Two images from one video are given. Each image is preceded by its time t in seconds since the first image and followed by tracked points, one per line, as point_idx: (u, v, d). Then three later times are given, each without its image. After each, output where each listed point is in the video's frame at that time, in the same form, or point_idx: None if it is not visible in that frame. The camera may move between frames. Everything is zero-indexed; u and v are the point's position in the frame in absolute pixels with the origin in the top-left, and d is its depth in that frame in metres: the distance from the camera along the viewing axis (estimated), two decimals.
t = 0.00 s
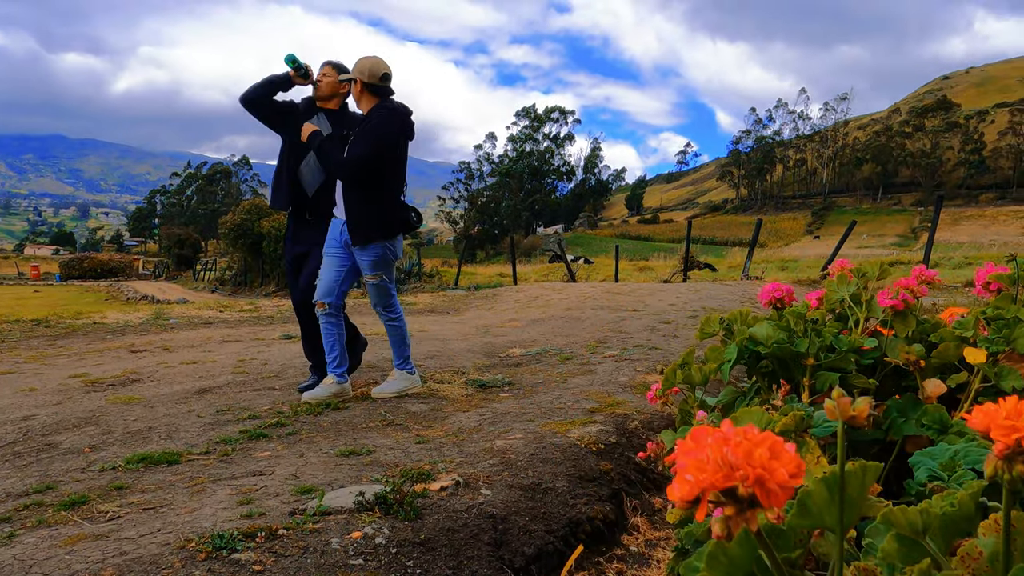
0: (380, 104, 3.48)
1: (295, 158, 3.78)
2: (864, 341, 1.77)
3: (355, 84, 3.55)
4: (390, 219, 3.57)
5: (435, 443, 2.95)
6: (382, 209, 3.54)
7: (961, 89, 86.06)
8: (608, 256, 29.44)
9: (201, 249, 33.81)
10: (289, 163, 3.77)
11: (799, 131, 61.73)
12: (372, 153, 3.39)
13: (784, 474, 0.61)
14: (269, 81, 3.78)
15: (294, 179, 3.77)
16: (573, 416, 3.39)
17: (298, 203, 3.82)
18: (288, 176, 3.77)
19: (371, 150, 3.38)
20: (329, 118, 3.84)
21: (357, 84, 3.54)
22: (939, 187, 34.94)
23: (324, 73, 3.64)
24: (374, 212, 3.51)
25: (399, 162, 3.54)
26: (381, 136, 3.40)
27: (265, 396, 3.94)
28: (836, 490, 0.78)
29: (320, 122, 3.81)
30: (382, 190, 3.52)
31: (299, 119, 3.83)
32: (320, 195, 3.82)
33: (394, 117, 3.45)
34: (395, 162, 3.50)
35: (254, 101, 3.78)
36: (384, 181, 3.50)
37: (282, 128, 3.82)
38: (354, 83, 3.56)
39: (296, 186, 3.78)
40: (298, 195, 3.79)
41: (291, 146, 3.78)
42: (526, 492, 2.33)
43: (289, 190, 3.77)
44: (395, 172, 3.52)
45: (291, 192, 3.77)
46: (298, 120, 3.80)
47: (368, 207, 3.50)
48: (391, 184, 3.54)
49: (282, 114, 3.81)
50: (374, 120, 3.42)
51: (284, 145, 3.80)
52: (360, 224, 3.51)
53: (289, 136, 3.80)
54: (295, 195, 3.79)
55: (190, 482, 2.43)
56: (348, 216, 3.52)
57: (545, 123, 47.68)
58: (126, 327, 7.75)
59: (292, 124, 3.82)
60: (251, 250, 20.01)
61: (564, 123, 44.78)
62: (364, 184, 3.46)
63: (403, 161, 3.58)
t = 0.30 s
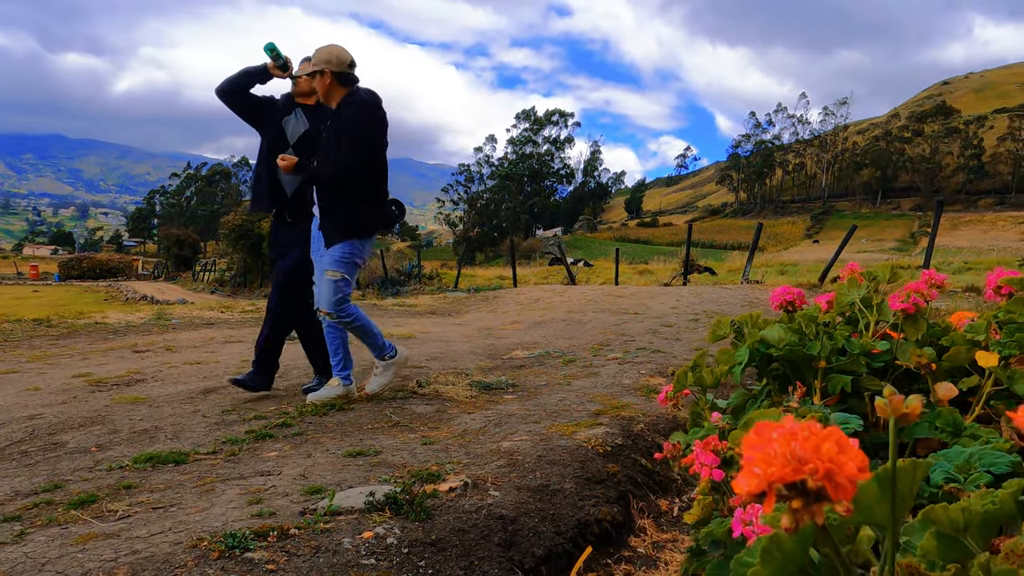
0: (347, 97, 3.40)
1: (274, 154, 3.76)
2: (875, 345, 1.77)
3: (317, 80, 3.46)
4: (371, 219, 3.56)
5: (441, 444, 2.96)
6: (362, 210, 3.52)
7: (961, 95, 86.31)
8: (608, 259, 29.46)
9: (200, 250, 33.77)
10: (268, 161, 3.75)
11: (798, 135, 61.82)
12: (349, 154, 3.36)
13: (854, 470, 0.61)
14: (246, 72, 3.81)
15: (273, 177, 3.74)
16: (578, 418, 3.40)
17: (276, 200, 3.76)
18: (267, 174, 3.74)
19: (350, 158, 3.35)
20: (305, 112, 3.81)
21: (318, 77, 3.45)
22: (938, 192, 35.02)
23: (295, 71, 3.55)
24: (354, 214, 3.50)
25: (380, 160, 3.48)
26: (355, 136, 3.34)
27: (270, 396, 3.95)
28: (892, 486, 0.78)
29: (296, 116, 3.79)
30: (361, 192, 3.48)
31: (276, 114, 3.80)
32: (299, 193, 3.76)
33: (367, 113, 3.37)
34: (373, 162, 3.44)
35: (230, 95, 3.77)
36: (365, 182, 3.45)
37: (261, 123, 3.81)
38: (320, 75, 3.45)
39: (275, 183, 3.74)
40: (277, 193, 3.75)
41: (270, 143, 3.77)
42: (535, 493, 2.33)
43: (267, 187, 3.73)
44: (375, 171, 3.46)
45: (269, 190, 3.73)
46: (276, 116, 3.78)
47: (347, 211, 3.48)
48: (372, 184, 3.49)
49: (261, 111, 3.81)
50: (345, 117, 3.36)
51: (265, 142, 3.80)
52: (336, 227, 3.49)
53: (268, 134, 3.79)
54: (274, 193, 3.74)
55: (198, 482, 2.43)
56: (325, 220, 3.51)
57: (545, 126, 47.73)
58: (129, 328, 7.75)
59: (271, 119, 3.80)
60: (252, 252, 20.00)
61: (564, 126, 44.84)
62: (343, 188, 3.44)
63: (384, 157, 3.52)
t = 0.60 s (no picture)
0: (320, 97, 3.24)
1: (243, 156, 3.51)
2: (891, 347, 1.76)
3: (290, 81, 3.19)
4: (362, 220, 3.39)
5: (451, 445, 2.96)
6: (353, 211, 3.35)
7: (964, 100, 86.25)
8: (611, 263, 29.47)
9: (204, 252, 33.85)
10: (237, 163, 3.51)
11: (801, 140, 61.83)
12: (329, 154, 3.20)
13: (927, 458, 0.62)
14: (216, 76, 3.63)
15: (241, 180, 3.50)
16: (587, 420, 3.40)
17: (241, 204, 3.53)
18: (234, 176, 3.53)
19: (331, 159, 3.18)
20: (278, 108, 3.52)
21: (292, 78, 3.19)
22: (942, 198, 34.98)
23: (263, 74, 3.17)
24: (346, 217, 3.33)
25: (364, 157, 3.31)
26: (332, 135, 3.18)
27: (279, 396, 3.95)
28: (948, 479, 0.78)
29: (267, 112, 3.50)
30: (351, 193, 3.29)
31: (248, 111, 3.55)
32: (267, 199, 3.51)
33: (342, 111, 3.22)
34: (355, 162, 3.26)
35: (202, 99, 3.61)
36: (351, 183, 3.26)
37: (232, 122, 3.59)
38: (301, 75, 3.19)
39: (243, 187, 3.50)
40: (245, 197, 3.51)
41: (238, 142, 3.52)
42: (547, 495, 2.34)
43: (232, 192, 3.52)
44: (361, 169, 3.28)
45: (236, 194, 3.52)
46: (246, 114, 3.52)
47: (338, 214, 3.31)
48: (360, 183, 3.30)
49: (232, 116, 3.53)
50: (320, 118, 3.21)
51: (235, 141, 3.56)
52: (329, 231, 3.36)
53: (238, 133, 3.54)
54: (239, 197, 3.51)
55: (210, 481, 2.44)
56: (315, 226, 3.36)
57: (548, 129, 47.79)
58: (135, 328, 7.77)
59: (242, 118, 3.55)
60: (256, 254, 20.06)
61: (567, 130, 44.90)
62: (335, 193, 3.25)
63: (369, 154, 3.35)
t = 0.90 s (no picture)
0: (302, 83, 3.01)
1: (219, 155, 3.51)
2: (910, 352, 1.76)
3: (271, 63, 2.98)
4: (342, 220, 3.15)
5: (463, 449, 2.96)
6: (332, 210, 3.11)
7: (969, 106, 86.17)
8: (615, 267, 29.46)
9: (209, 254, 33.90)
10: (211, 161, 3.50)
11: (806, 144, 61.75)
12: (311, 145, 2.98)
13: (1014, 463, 0.62)
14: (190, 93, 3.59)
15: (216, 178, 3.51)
16: (598, 424, 3.41)
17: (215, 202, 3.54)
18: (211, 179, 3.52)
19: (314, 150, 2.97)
20: (255, 103, 3.51)
21: (273, 60, 2.98)
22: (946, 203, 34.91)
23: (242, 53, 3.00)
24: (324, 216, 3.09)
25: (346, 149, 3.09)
26: (315, 124, 2.96)
27: (289, 398, 3.95)
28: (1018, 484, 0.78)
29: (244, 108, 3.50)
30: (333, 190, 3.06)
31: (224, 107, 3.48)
32: (245, 197, 3.55)
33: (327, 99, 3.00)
34: (338, 155, 3.04)
35: (179, 99, 3.54)
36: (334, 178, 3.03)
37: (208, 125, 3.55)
38: (283, 57, 3.00)
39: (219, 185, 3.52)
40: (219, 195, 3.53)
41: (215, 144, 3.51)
42: (562, 498, 2.34)
43: (206, 192, 3.52)
44: (342, 162, 3.06)
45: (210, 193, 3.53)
46: (222, 110, 3.50)
47: (315, 211, 3.07)
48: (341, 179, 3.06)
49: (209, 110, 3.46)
50: (302, 105, 2.98)
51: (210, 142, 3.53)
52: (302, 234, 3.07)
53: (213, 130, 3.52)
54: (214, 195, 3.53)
55: (225, 483, 2.44)
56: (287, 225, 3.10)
57: (552, 133, 47.83)
58: (143, 330, 7.80)
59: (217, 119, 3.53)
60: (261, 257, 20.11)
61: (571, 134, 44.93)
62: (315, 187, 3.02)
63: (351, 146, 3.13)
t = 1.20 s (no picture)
0: (278, 73, 2.76)
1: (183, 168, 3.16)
2: (927, 363, 1.74)
3: (245, 48, 2.73)
4: (316, 221, 2.87)
5: (475, 455, 2.97)
6: (304, 208, 2.83)
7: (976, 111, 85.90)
8: (620, 271, 29.43)
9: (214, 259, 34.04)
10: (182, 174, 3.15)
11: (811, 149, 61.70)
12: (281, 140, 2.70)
13: None
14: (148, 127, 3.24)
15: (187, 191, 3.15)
16: (608, 431, 3.41)
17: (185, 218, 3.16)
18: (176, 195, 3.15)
19: (284, 145, 2.69)
20: (221, 111, 3.19)
21: (250, 44, 2.73)
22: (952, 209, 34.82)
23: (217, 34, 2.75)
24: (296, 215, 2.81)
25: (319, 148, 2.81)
26: (290, 115, 2.68)
27: (300, 404, 3.96)
28: None
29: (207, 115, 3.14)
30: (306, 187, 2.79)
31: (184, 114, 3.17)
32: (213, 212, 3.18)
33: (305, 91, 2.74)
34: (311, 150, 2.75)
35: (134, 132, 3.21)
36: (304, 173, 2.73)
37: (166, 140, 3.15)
38: (260, 43, 2.75)
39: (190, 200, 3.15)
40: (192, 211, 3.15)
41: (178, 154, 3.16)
42: (575, 507, 2.34)
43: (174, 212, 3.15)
44: (314, 162, 2.78)
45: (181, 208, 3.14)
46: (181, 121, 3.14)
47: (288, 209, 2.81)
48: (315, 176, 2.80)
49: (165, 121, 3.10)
50: (277, 96, 2.72)
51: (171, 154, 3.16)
52: (281, 239, 2.84)
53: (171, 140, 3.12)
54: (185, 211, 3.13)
55: (239, 489, 2.45)
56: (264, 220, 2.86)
57: (558, 137, 47.89)
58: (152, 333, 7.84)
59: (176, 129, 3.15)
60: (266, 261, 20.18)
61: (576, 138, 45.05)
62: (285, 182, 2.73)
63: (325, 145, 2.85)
